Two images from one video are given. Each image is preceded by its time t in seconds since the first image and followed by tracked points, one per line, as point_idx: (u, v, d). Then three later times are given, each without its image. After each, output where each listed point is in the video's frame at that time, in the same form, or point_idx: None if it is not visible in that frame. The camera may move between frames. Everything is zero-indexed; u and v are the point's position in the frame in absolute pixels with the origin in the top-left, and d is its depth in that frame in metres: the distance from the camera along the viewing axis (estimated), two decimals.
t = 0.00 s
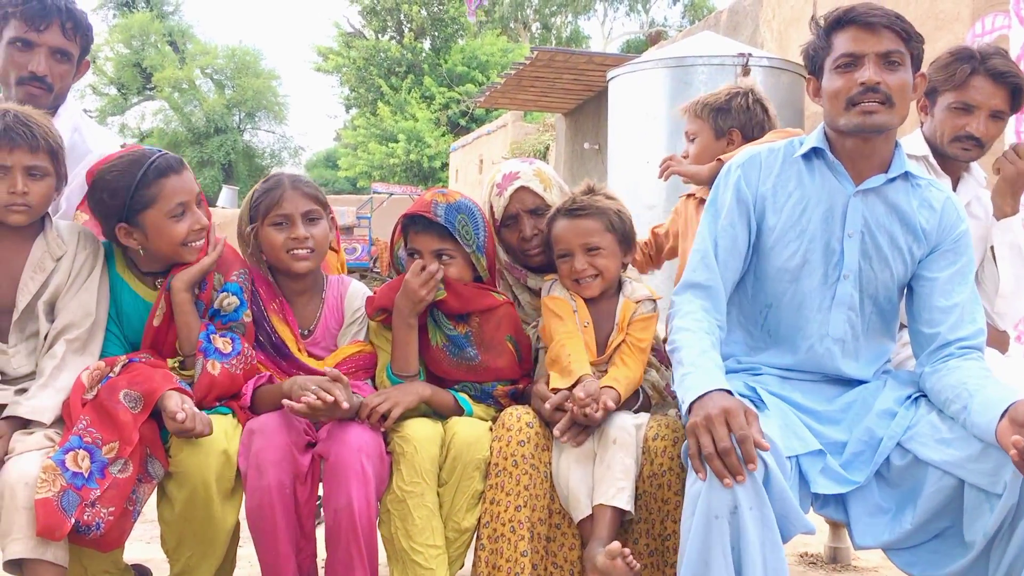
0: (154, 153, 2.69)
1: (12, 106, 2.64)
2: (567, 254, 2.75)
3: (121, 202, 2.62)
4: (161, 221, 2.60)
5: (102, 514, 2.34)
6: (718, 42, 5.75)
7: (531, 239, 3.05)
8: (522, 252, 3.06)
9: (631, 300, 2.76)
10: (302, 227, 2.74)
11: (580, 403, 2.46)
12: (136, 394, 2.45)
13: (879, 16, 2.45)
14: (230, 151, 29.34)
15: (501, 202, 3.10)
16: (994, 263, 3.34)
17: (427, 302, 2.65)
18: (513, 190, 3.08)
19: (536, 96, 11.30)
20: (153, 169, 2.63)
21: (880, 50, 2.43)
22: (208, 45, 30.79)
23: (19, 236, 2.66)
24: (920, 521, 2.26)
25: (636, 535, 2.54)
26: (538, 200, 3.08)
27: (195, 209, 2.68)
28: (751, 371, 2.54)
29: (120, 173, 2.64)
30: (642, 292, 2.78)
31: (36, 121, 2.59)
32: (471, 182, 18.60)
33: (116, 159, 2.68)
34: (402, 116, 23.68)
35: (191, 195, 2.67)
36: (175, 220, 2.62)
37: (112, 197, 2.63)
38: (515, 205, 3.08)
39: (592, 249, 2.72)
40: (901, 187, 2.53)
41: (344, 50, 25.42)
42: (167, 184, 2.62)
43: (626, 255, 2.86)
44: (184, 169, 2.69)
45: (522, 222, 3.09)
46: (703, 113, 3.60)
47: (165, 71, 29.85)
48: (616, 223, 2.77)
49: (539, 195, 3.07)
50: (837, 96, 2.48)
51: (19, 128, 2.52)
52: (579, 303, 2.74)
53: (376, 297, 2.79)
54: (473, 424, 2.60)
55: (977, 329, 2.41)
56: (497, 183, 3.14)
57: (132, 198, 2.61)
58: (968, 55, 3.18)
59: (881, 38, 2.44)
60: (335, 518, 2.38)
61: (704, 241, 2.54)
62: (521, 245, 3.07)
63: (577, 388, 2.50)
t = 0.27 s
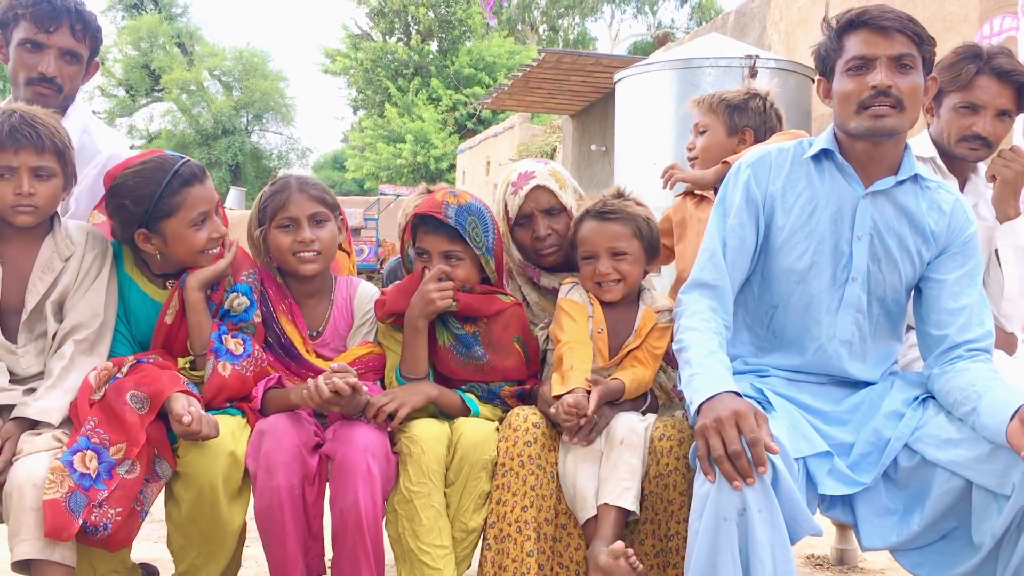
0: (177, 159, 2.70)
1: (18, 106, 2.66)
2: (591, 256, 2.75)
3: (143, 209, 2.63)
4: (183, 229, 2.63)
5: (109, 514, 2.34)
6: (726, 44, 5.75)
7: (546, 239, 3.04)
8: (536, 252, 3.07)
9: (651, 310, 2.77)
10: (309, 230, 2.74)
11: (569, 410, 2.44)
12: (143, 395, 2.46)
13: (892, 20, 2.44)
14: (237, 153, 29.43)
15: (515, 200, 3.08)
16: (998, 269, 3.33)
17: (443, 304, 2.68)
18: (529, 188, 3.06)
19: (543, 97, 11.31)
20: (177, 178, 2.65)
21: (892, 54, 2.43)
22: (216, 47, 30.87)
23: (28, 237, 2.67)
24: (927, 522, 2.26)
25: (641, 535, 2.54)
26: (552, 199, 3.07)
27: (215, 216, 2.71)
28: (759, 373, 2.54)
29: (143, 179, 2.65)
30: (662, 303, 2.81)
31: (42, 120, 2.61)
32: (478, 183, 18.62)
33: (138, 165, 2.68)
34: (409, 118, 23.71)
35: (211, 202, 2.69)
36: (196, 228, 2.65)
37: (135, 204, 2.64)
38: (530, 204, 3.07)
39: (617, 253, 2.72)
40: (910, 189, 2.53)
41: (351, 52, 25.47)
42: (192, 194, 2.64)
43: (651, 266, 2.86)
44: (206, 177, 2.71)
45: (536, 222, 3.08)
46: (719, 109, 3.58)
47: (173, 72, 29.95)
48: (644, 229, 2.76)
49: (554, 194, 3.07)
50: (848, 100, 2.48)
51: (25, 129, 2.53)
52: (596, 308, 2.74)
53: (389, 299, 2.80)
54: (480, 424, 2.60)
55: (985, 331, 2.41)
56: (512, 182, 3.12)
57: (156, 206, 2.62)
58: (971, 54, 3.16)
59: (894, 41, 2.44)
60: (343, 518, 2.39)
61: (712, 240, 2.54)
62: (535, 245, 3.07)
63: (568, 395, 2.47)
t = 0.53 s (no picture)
0: (188, 151, 2.73)
1: (18, 109, 2.67)
2: (605, 257, 2.76)
3: (152, 195, 2.65)
4: (190, 218, 2.64)
5: (114, 517, 2.35)
6: (732, 46, 5.74)
7: (554, 241, 3.04)
8: (544, 255, 3.07)
9: (660, 317, 2.76)
10: (317, 240, 2.74)
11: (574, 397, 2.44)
12: (148, 399, 2.47)
13: (897, 23, 2.44)
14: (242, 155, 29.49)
15: (525, 203, 3.09)
16: (1002, 272, 3.33)
17: (455, 306, 2.70)
18: (538, 192, 3.06)
19: (547, 100, 11.32)
20: (187, 167, 2.67)
21: (896, 57, 2.43)
22: (221, 49, 30.93)
23: (32, 239, 2.69)
24: (932, 526, 2.25)
25: (644, 538, 2.55)
26: (561, 202, 3.07)
27: (223, 209, 2.73)
28: (763, 375, 2.54)
29: (154, 166, 2.68)
30: (672, 310, 2.80)
31: (40, 122, 2.61)
32: (483, 185, 18.63)
33: (150, 154, 2.72)
34: (413, 120, 23.73)
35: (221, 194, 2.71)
36: (203, 218, 2.66)
37: (145, 189, 2.66)
38: (539, 206, 3.07)
39: (631, 256, 2.73)
40: (916, 192, 2.53)
41: (356, 54, 25.50)
42: (200, 183, 2.66)
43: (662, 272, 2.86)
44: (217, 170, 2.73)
45: (545, 224, 3.07)
46: (732, 109, 3.52)
47: (179, 74, 30.04)
48: (660, 234, 2.78)
49: (562, 196, 3.07)
50: (853, 103, 2.48)
51: (23, 132, 2.54)
52: (601, 312, 2.75)
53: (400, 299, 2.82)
54: (484, 427, 2.61)
55: (990, 334, 2.41)
56: (522, 184, 3.13)
57: (164, 192, 2.64)
58: (971, 57, 3.17)
59: (898, 45, 2.44)
60: (347, 520, 2.39)
61: (718, 240, 2.54)
62: (543, 247, 3.07)
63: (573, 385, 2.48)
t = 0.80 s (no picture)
0: (199, 156, 2.73)
1: (19, 108, 2.68)
2: (609, 259, 2.75)
3: (160, 200, 2.65)
4: (197, 226, 2.64)
5: (119, 516, 2.36)
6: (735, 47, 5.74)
7: (562, 241, 3.05)
8: (551, 254, 3.08)
9: (656, 314, 2.76)
10: (310, 244, 2.73)
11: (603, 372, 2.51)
12: (151, 398, 2.47)
13: (901, 24, 2.44)
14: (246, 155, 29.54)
15: (534, 202, 3.09)
16: (1005, 273, 3.33)
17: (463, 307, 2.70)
18: (547, 191, 3.06)
19: (551, 100, 11.32)
20: (197, 173, 2.67)
21: (900, 57, 2.43)
22: (225, 49, 30.97)
23: (36, 238, 2.70)
24: (935, 526, 2.25)
25: (647, 539, 2.54)
26: (571, 202, 3.08)
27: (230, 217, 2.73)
28: (766, 375, 2.55)
29: (163, 170, 2.67)
30: (670, 309, 2.80)
31: (42, 121, 2.62)
32: (486, 185, 18.62)
33: (160, 156, 2.71)
34: (417, 120, 23.74)
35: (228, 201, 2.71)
36: (210, 226, 2.66)
37: (153, 193, 2.65)
38: (548, 207, 3.07)
39: (635, 259, 2.73)
40: (920, 192, 2.53)
41: (359, 54, 25.51)
42: (210, 191, 2.66)
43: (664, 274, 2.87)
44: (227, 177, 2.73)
45: (553, 224, 3.08)
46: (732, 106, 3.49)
47: (183, 74, 30.10)
48: (664, 237, 2.77)
49: (572, 197, 3.07)
50: (858, 103, 2.48)
51: (25, 131, 2.55)
52: (595, 310, 2.78)
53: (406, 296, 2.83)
54: (488, 426, 2.61)
55: (994, 335, 2.41)
56: (530, 182, 3.13)
57: (172, 199, 2.64)
58: (969, 55, 3.18)
59: (902, 45, 2.44)
60: (350, 520, 2.40)
61: (722, 239, 2.55)
62: (550, 246, 3.08)
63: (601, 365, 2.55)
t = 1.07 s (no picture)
0: (204, 160, 2.72)
1: (22, 104, 2.69)
2: (610, 265, 2.74)
3: (164, 204, 2.65)
4: (200, 231, 2.65)
5: (122, 513, 2.36)
6: (736, 46, 5.74)
7: (565, 239, 3.05)
8: (553, 252, 3.07)
9: (656, 312, 2.77)
10: (302, 245, 2.76)
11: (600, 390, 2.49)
12: (155, 395, 2.48)
13: (903, 24, 2.44)
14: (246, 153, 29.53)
15: (539, 200, 3.09)
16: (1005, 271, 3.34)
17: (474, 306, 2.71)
18: (552, 189, 3.06)
19: (552, 98, 11.31)
20: (201, 178, 2.66)
21: (903, 57, 2.43)
22: (226, 46, 30.95)
23: (40, 235, 2.71)
24: (935, 526, 2.26)
25: (648, 537, 2.55)
26: (575, 200, 3.08)
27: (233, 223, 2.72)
28: (767, 374, 2.55)
29: (167, 175, 2.67)
30: (669, 307, 2.80)
31: (45, 118, 2.63)
32: (486, 183, 18.62)
33: (165, 160, 2.71)
34: (417, 118, 23.73)
35: (231, 207, 2.70)
36: (213, 231, 2.67)
37: (157, 198, 2.65)
38: (552, 205, 3.08)
39: (637, 267, 2.72)
40: (921, 193, 2.53)
41: (360, 52, 25.49)
42: (213, 197, 2.65)
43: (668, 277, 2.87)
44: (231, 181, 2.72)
45: (557, 222, 3.08)
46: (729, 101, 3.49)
47: (183, 72, 30.09)
48: (666, 245, 2.76)
49: (576, 196, 3.08)
50: (860, 103, 2.48)
51: (28, 128, 2.55)
52: (601, 304, 2.77)
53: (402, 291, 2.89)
54: (489, 425, 2.61)
55: (995, 336, 2.41)
56: (536, 180, 3.13)
57: (176, 203, 2.64)
58: (960, 55, 3.18)
59: (905, 45, 2.44)
60: (351, 518, 2.40)
61: (724, 237, 2.55)
62: (552, 244, 3.08)
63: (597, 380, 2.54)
